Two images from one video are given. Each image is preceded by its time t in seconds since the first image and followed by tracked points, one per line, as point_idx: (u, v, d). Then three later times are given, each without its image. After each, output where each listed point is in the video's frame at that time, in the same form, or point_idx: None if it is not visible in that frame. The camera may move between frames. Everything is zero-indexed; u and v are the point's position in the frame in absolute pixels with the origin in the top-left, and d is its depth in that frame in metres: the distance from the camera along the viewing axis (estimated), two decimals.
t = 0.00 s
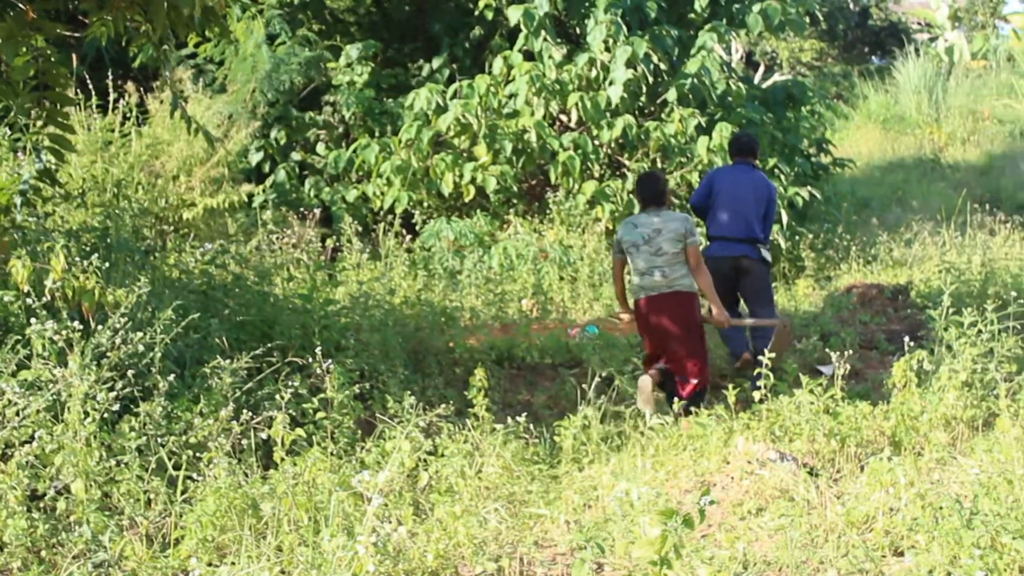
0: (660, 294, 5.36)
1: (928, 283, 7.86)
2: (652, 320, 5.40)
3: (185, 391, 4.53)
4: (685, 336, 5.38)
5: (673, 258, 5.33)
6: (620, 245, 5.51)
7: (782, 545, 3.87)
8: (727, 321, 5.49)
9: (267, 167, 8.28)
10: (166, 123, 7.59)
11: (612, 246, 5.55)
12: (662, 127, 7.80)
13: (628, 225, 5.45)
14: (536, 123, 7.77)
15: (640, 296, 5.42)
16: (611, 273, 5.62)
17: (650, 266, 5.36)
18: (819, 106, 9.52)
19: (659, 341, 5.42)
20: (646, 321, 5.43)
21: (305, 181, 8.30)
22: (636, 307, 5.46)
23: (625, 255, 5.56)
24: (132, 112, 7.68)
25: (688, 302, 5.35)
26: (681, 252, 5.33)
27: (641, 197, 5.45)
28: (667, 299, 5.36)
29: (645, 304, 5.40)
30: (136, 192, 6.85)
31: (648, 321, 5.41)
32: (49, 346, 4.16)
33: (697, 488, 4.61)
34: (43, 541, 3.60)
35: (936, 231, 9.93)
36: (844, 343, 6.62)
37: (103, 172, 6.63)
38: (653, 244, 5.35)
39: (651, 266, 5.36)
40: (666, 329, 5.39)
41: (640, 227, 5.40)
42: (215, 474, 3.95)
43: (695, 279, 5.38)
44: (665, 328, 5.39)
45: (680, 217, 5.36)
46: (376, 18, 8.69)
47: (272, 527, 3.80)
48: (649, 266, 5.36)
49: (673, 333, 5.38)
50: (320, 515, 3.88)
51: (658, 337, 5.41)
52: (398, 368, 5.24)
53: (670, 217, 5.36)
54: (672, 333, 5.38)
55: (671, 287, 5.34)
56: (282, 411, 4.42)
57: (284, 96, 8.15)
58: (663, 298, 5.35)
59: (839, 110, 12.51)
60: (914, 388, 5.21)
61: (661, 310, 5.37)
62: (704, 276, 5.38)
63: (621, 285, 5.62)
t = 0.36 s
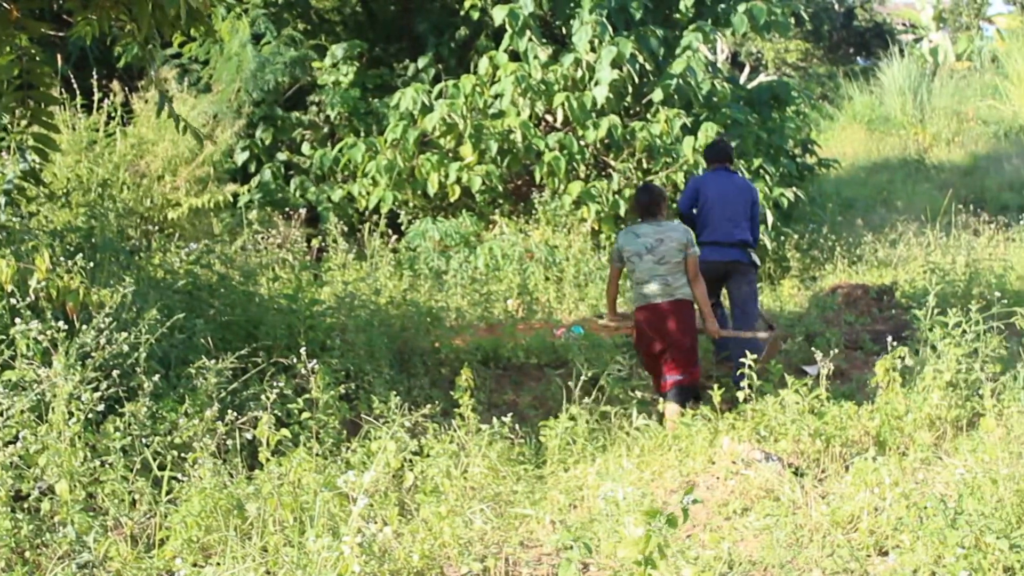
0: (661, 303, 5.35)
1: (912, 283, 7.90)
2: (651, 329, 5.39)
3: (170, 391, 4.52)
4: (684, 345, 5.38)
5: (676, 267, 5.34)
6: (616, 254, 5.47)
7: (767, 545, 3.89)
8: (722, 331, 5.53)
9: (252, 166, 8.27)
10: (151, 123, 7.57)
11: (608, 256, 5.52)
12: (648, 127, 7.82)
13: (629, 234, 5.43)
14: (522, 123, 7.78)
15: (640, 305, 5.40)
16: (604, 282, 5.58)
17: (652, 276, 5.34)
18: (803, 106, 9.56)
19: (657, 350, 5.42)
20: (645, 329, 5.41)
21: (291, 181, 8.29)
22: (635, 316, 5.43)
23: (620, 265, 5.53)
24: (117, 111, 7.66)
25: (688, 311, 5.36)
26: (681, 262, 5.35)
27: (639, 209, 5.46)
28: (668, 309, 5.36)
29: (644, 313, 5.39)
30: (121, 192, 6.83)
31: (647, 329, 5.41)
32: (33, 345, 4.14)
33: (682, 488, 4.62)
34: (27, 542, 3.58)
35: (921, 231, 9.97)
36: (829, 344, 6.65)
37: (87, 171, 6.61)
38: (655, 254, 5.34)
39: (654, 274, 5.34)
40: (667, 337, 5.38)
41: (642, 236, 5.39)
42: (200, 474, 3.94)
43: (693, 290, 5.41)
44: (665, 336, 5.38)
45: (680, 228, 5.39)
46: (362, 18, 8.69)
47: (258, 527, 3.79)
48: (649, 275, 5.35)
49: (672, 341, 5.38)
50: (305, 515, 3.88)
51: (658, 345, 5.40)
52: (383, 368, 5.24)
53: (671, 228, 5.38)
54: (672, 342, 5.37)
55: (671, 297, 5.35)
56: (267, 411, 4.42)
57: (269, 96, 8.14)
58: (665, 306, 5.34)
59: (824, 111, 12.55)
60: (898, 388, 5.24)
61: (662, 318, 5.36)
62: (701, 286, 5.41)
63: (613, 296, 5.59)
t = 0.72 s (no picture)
0: (661, 291, 5.56)
1: (902, 283, 7.94)
2: (653, 317, 5.59)
3: (161, 391, 4.52)
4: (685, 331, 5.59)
5: (671, 256, 5.56)
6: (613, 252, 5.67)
7: (758, 545, 3.89)
8: (718, 313, 5.77)
9: (243, 166, 8.27)
10: (141, 122, 7.56)
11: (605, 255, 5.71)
12: (638, 127, 7.83)
13: (623, 231, 5.64)
14: (512, 123, 7.79)
15: (641, 296, 5.60)
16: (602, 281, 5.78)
17: (650, 266, 5.55)
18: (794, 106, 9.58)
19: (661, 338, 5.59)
20: (646, 320, 5.61)
21: (282, 181, 8.29)
22: (636, 308, 5.63)
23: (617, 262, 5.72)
24: (107, 111, 7.65)
25: (686, 296, 5.58)
26: (676, 250, 5.57)
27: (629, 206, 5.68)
28: (667, 296, 5.57)
29: (645, 303, 5.59)
30: (111, 192, 6.82)
31: (649, 319, 5.60)
32: (23, 346, 4.13)
33: (672, 488, 4.64)
34: (17, 543, 3.59)
35: (910, 232, 10.01)
36: (820, 344, 6.68)
37: (77, 171, 6.59)
38: (651, 245, 5.55)
39: (651, 265, 5.55)
40: (667, 324, 5.58)
41: (636, 231, 5.61)
42: (190, 475, 3.94)
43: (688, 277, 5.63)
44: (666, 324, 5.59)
45: (670, 218, 5.62)
46: (352, 18, 8.68)
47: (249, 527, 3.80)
48: (648, 266, 5.56)
49: (674, 328, 5.58)
50: (296, 515, 3.88)
51: (660, 334, 5.58)
52: (374, 368, 5.24)
53: (661, 219, 5.61)
54: (673, 328, 5.57)
55: (670, 284, 5.56)
56: (258, 411, 4.43)
57: (260, 96, 8.14)
58: (664, 295, 5.55)
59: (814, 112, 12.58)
60: (887, 388, 5.27)
61: (662, 305, 5.57)
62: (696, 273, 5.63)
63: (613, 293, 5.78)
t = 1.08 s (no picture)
0: (671, 285, 5.54)
1: (903, 283, 7.93)
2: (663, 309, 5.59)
3: (161, 391, 4.52)
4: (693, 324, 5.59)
5: (682, 249, 5.50)
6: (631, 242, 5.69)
7: (759, 544, 3.89)
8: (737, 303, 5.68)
9: (244, 166, 8.27)
10: (142, 122, 7.56)
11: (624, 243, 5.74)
12: (639, 127, 7.82)
13: (639, 222, 5.62)
14: (513, 123, 7.80)
15: (653, 288, 5.60)
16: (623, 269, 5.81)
17: (660, 260, 5.53)
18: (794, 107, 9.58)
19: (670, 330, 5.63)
20: (659, 310, 5.62)
21: (282, 181, 8.28)
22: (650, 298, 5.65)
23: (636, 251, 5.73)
24: (107, 110, 7.65)
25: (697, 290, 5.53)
26: (688, 245, 5.49)
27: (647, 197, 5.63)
28: (678, 289, 5.54)
29: (657, 295, 5.59)
30: (111, 192, 6.83)
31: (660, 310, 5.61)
32: (24, 346, 4.13)
33: (673, 488, 4.64)
34: (18, 542, 3.59)
35: (911, 232, 10.00)
36: (821, 343, 6.67)
37: (78, 171, 6.59)
38: (662, 239, 5.52)
39: (662, 259, 5.53)
40: (677, 316, 5.58)
41: (650, 223, 5.57)
42: (191, 475, 3.94)
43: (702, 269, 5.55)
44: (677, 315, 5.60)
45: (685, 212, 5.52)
46: (353, 18, 8.68)
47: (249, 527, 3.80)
48: (659, 259, 5.53)
49: (682, 321, 5.59)
50: (297, 515, 3.88)
51: (671, 325, 5.60)
52: (375, 368, 5.23)
53: (676, 213, 5.53)
54: (684, 319, 5.58)
55: (679, 278, 5.52)
56: (259, 411, 4.43)
57: (260, 96, 8.14)
58: (674, 288, 5.53)
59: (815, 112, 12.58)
60: (888, 387, 5.26)
61: (673, 298, 5.56)
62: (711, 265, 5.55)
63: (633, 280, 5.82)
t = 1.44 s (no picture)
0: (699, 260, 5.81)
1: (904, 283, 7.93)
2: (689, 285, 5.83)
3: (162, 391, 4.52)
4: (715, 304, 5.83)
5: (713, 228, 5.79)
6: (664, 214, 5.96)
7: (760, 544, 3.89)
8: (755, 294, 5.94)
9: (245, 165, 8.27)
10: (143, 122, 7.56)
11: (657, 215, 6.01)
12: (640, 127, 7.82)
13: (675, 197, 5.90)
14: (514, 123, 7.80)
15: (679, 262, 5.86)
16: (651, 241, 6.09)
17: (691, 234, 5.80)
18: (796, 107, 9.57)
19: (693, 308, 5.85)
20: (681, 286, 5.86)
21: (283, 180, 8.28)
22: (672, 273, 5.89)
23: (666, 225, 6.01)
24: (109, 110, 7.66)
25: (722, 270, 5.80)
26: (720, 225, 5.79)
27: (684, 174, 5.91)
28: (705, 266, 5.80)
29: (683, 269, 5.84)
30: (113, 191, 6.82)
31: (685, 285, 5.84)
32: (26, 345, 4.13)
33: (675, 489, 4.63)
34: (19, 542, 3.59)
35: (912, 232, 9.99)
36: (823, 343, 6.66)
37: (80, 170, 6.59)
38: (695, 215, 5.79)
39: (693, 235, 5.80)
40: (700, 293, 5.82)
41: (685, 199, 5.86)
42: (192, 474, 3.94)
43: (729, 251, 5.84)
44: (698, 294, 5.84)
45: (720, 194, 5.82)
46: (354, 17, 8.68)
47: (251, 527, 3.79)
48: (690, 233, 5.81)
49: (705, 299, 5.82)
50: (298, 515, 3.87)
51: (692, 302, 5.83)
52: (376, 368, 5.22)
53: (711, 194, 5.82)
54: (705, 299, 5.82)
55: (707, 255, 5.79)
56: (260, 411, 4.43)
57: (262, 96, 8.14)
58: (701, 264, 5.79)
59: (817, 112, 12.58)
60: (890, 387, 5.25)
61: (698, 273, 5.81)
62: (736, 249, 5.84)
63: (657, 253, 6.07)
